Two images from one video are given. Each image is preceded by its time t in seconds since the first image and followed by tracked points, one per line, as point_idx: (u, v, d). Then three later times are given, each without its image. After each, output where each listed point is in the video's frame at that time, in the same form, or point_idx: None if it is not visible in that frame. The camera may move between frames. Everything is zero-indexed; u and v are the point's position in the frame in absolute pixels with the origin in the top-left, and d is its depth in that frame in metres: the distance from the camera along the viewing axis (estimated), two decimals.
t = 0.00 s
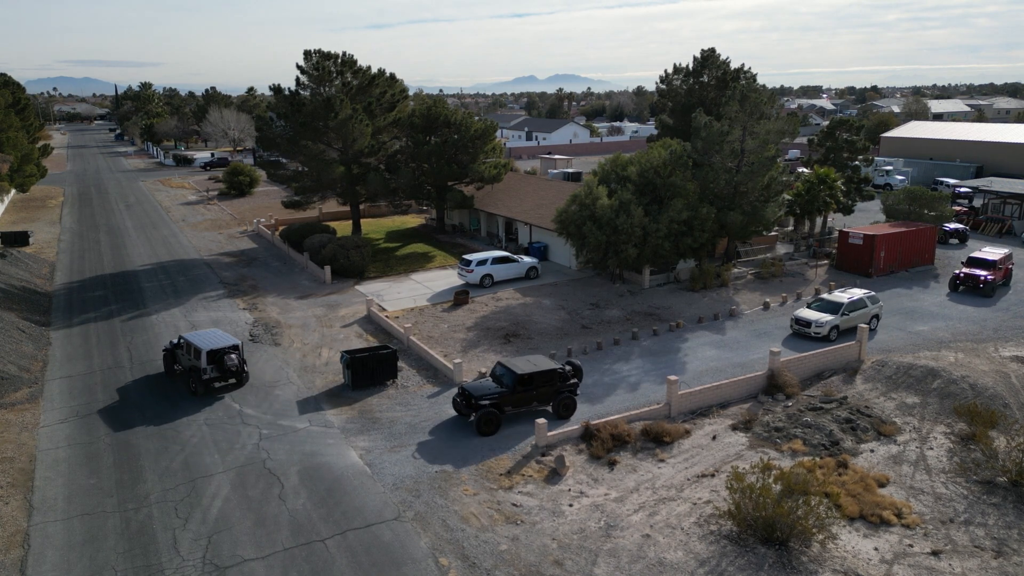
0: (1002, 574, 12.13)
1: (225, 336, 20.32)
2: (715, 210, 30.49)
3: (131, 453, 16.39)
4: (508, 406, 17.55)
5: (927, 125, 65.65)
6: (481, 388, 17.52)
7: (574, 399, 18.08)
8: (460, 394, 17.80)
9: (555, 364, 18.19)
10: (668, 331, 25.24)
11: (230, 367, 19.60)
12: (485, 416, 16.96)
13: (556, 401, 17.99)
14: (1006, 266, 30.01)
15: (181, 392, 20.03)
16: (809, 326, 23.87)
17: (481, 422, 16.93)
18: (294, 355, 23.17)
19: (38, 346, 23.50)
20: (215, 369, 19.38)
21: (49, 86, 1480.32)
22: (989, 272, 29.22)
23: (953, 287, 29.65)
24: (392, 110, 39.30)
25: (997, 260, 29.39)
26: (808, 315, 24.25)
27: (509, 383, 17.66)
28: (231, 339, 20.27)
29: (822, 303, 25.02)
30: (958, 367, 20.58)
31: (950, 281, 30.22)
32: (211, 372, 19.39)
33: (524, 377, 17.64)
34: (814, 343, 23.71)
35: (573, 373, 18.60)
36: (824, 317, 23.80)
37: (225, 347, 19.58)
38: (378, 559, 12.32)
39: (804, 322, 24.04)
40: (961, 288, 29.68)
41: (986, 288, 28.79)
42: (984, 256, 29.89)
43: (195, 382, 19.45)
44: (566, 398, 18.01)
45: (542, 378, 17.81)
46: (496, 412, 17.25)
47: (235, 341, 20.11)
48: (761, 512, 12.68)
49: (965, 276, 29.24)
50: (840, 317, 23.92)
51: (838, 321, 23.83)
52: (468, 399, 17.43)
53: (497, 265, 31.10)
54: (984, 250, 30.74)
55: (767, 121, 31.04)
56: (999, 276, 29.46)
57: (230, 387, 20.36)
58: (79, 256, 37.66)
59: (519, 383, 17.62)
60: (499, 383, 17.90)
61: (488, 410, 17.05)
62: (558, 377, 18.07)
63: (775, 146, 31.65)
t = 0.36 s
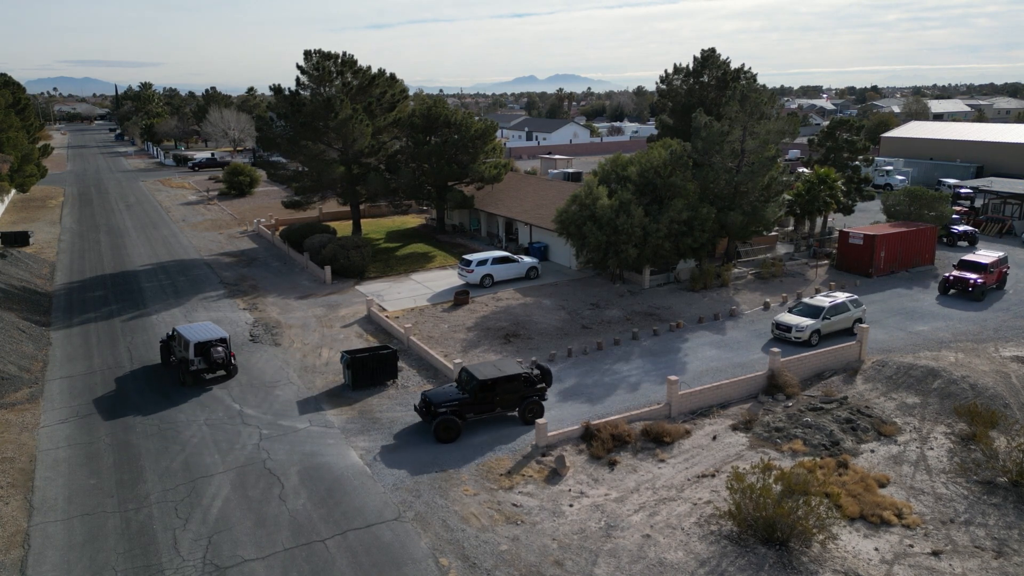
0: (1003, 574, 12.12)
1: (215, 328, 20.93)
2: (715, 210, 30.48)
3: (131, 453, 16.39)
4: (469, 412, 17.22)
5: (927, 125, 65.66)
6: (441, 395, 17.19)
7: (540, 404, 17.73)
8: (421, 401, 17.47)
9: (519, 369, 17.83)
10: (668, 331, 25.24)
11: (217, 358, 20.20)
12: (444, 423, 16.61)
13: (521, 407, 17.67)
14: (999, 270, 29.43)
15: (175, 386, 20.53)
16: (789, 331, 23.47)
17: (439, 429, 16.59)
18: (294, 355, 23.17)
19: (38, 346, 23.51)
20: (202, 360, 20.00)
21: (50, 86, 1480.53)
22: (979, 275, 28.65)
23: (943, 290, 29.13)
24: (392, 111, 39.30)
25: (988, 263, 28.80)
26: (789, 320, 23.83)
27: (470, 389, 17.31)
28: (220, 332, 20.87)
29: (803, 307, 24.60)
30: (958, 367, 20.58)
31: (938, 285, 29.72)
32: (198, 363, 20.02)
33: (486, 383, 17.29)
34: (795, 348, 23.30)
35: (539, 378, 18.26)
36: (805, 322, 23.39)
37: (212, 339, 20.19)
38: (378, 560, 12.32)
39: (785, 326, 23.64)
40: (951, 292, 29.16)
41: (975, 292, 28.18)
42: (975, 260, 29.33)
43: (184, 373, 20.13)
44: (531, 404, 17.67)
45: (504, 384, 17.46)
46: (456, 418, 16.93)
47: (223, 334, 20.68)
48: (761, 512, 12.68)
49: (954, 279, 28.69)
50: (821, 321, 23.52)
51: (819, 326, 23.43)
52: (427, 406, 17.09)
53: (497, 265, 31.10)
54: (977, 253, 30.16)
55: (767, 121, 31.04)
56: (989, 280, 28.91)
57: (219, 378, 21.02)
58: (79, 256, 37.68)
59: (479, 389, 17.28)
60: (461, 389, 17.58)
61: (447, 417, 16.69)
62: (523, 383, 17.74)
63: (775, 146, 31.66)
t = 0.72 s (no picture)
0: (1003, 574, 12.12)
1: (207, 322, 21.48)
2: (715, 210, 30.48)
3: (131, 453, 16.39)
4: (431, 416, 16.93)
5: (927, 125, 65.69)
6: (404, 398, 16.96)
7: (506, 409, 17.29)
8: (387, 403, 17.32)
9: (486, 373, 17.32)
10: (668, 331, 25.24)
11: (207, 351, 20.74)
12: (402, 426, 16.40)
13: (486, 411, 17.26)
14: (992, 272, 28.83)
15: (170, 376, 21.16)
16: (770, 335, 22.97)
17: (398, 433, 16.40)
18: (294, 355, 23.17)
19: (38, 347, 23.51)
20: (192, 353, 20.56)
21: (50, 86, 1480.48)
22: (969, 279, 28.14)
23: (932, 293, 28.76)
24: (392, 111, 39.30)
25: (979, 265, 28.29)
26: (771, 324, 23.33)
27: (433, 392, 16.95)
28: (212, 326, 21.43)
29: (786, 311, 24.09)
30: (958, 367, 20.58)
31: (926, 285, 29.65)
32: (189, 355, 20.59)
33: (449, 387, 16.90)
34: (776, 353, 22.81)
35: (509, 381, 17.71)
36: (786, 326, 22.90)
37: (202, 333, 20.72)
38: (378, 560, 12.32)
39: (766, 331, 23.15)
40: (940, 294, 28.77)
41: (964, 295, 27.77)
42: (966, 262, 28.77)
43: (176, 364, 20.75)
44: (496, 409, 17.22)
45: (468, 388, 17.03)
46: (418, 422, 16.69)
47: (214, 328, 21.21)
48: (761, 513, 12.68)
49: (942, 282, 28.29)
50: (803, 325, 23.03)
51: (801, 331, 22.95)
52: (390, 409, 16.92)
53: (497, 265, 31.10)
54: (970, 255, 29.61)
55: (768, 121, 31.04)
56: (980, 283, 28.35)
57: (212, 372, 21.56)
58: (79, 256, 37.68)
59: (442, 392, 16.90)
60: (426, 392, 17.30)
61: (406, 420, 16.47)
62: (489, 387, 17.25)
63: (775, 146, 31.66)
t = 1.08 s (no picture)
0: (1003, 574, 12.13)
1: (200, 315, 22.31)
2: (715, 210, 30.48)
3: (131, 453, 16.39)
4: (389, 418, 16.82)
5: (927, 125, 65.71)
6: (365, 398, 16.96)
7: (465, 416, 16.89)
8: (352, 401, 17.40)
9: (448, 378, 16.96)
10: (668, 331, 25.25)
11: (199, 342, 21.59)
12: (357, 427, 16.42)
13: (445, 417, 16.96)
14: (981, 276, 28.35)
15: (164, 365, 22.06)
16: (749, 340, 22.56)
17: (352, 433, 16.44)
18: (294, 355, 23.18)
19: (38, 347, 23.52)
20: (185, 344, 21.41)
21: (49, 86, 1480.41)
22: (955, 282, 27.68)
23: (918, 297, 28.34)
24: (392, 111, 39.31)
25: (967, 269, 27.82)
26: (750, 328, 22.91)
27: (392, 394, 16.78)
28: (205, 318, 22.26)
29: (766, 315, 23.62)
30: (959, 367, 20.58)
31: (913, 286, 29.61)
32: (181, 346, 21.46)
33: (408, 391, 16.67)
34: (755, 358, 22.42)
35: (473, 387, 17.30)
36: (765, 331, 22.49)
37: (195, 325, 21.56)
38: (378, 560, 12.32)
39: (745, 335, 22.75)
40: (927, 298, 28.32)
41: (951, 299, 27.33)
42: (954, 265, 28.31)
43: (170, 354, 21.67)
44: (456, 416, 16.89)
45: (427, 393, 16.75)
46: (374, 423, 16.62)
47: (206, 320, 22.05)
48: (761, 513, 12.68)
49: (928, 285, 27.87)
50: (782, 330, 22.58)
51: (781, 336, 22.51)
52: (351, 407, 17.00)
53: (497, 265, 31.09)
54: (960, 259, 29.15)
55: (767, 121, 31.05)
56: (967, 287, 27.88)
57: (208, 365, 22.12)
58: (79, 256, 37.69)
59: (400, 396, 16.71)
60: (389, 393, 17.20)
61: (361, 421, 16.47)
62: (449, 393, 16.91)
63: (775, 146, 31.67)
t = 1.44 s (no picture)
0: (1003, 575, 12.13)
1: (195, 305, 23.13)
2: (715, 210, 30.47)
3: (131, 453, 16.39)
4: (348, 416, 16.88)
5: (927, 125, 65.71)
6: (327, 394, 17.10)
7: (421, 420, 16.65)
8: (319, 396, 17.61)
9: (408, 381, 16.77)
10: (668, 331, 25.26)
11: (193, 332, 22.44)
12: (313, 422, 16.62)
13: (404, 419, 16.84)
14: (968, 281, 27.95)
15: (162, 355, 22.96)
16: (727, 346, 22.17)
17: (309, 427, 16.66)
18: (294, 355, 23.19)
19: (38, 347, 23.52)
20: (180, 335, 22.28)
21: (49, 86, 1480.39)
22: (940, 286, 27.29)
23: (903, 301, 27.95)
24: (392, 111, 39.32)
25: (952, 274, 27.42)
26: (728, 333, 22.54)
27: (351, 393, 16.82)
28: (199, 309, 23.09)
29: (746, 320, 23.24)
30: (959, 367, 20.58)
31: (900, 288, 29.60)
32: (177, 337, 22.33)
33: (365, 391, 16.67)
34: (732, 364, 22.02)
35: (435, 391, 17.04)
36: (743, 336, 22.10)
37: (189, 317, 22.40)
38: (378, 561, 12.31)
39: (723, 341, 22.36)
40: (912, 303, 27.91)
41: (936, 304, 26.90)
42: (939, 269, 27.93)
43: (166, 344, 22.58)
44: (414, 420, 16.70)
45: (385, 394, 16.66)
46: (331, 420, 16.76)
47: (200, 312, 22.86)
48: (761, 513, 12.67)
49: (912, 289, 27.49)
50: (760, 335, 22.19)
51: (760, 341, 22.11)
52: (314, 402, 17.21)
53: (497, 265, 31.09)
54: (948, 263, 28.76)
55: (768, 121, 31.04)
56: (953, 291, 27.48)
57: (208, 365, 22.15)
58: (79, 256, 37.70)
59: (358, 395, 16.72)
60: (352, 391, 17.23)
61: (318, 417, 16.65)
62: (407, 396, 16.70)
63: (775, 146, 31.65)
